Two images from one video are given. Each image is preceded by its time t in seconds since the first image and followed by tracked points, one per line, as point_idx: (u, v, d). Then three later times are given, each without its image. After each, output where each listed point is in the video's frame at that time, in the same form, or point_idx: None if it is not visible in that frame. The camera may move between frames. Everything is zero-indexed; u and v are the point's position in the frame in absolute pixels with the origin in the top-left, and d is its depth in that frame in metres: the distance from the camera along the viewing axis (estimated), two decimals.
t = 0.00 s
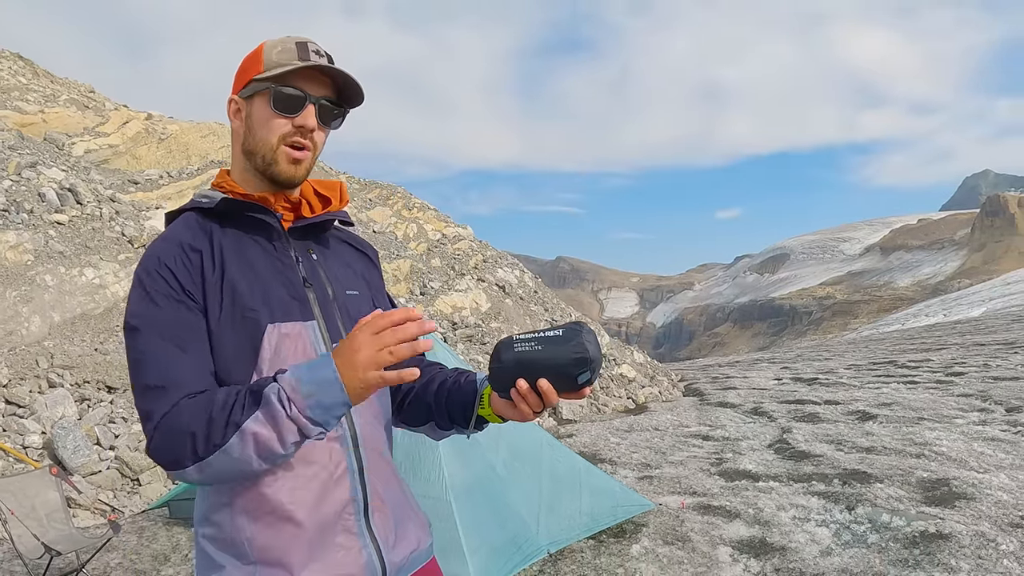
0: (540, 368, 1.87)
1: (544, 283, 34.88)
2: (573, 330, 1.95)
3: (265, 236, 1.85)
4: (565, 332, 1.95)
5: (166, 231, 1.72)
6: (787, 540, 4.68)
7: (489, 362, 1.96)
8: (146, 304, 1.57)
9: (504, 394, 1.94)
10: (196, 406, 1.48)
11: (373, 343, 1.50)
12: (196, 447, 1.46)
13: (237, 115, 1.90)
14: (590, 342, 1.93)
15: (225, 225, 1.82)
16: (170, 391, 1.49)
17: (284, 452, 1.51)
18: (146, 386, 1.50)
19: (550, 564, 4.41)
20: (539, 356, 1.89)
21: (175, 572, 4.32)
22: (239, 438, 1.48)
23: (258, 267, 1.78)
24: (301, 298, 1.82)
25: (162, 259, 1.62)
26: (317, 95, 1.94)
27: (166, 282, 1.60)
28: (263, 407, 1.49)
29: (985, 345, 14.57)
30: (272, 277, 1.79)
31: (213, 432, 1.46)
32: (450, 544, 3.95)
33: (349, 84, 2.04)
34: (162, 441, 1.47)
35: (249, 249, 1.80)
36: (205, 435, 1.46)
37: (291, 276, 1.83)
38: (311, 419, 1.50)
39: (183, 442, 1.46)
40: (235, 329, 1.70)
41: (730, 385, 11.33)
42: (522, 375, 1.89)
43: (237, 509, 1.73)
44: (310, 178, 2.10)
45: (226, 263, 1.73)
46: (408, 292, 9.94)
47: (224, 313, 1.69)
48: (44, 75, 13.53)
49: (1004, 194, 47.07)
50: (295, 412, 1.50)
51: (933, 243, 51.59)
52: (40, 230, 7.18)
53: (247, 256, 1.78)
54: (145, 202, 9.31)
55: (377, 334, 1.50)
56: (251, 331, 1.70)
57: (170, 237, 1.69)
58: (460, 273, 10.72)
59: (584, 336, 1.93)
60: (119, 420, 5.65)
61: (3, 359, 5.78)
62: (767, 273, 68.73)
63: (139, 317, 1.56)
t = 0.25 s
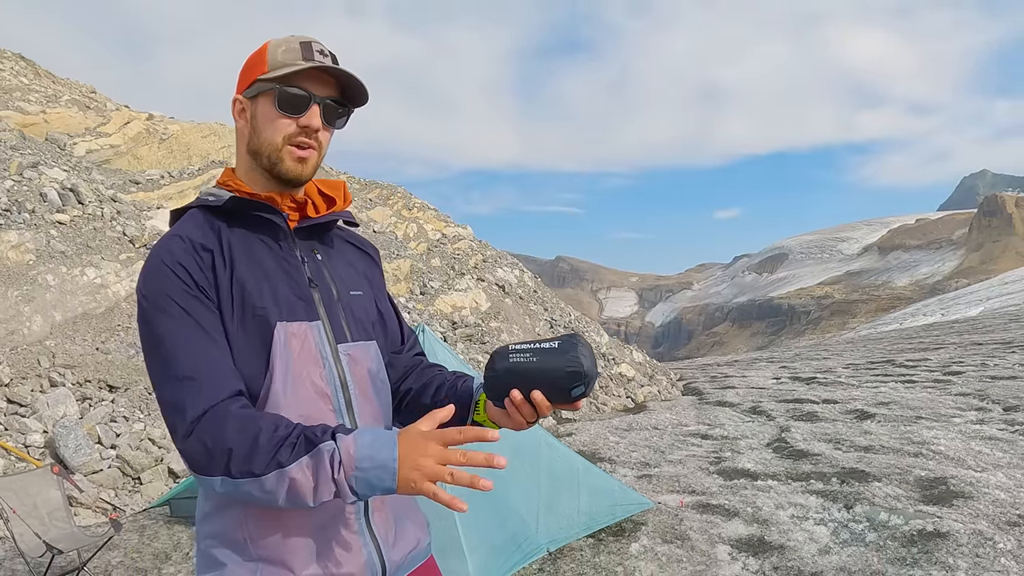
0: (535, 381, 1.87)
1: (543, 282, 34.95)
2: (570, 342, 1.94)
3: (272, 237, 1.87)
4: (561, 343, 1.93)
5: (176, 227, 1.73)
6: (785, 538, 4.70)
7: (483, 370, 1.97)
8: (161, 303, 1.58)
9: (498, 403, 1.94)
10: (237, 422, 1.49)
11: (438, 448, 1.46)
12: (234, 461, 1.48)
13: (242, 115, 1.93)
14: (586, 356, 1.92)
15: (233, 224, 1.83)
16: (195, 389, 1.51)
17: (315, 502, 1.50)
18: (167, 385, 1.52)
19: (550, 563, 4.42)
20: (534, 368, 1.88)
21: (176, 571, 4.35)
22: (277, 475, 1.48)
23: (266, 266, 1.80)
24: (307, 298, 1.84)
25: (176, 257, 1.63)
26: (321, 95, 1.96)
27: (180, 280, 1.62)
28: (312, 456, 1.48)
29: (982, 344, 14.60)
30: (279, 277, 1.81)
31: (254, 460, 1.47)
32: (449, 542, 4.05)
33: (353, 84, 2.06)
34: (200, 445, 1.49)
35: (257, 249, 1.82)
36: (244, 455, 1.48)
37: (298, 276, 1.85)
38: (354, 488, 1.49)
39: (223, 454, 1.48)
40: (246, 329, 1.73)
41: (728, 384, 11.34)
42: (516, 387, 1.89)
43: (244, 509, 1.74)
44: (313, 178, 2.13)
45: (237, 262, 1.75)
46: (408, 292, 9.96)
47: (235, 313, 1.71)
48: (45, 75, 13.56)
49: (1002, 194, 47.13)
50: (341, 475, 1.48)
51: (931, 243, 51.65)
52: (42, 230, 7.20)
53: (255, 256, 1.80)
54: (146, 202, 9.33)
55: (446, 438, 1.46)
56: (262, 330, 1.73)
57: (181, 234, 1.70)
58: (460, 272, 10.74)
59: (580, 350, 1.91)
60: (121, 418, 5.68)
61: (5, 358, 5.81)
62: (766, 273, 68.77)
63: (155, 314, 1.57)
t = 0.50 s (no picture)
0: (534, 393, 1.89)
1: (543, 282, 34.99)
2: (571, 355, 1.95)
3: (275, 237, 1.89)
4: (563, 357, 1.95)
5: (177, 226, 1.74)
6: (783, 537, 4.72)
7: (484, 379, 1.99)
8: (163, 302, 1.60)
9: (498, 412, 1.96)
10: (235, 421, 1.51)
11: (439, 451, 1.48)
12: (233, 461, 1.50)
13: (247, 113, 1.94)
14: (587, 369, 1.92)
15: (234, 224, 1.85)
16: (195, 387, 1.53)
17: (312, 500, 1.52)
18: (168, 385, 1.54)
19: (549, 561, 4.43)
20: (535, 382, 1.90)
21: (177, 569, 4.37)
22: (275, 474, 1.51)
23: (267, 266, 1.82)
24: (308, 298, 1.86)
25: (177, 256, 1.65)
26: (329, 97, 1.97)
27: (182, 280, 1.63)
28: (310, 454, 1.51)
29: (980, 343, 14.63)
30: (280, 277, 1.83)
31: (251, 460, 1.49)
32: (448, 542, 4.12)
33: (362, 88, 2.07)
34: (199, 444, 1.50)
35: (259, 249, 1.84)
36: (242, 455, 1.49)
37: (299, 276, 1.87)
38: (350, 486, 1.50)
39: (220, 454, 1.50)
40: (246, 328, 1.74)
41: (727, 384, 11.37)
42: (516, 397, 1.91)
43: (243, 510, 1.75)
44: (318, 178, 2.17)
45: (237, 261, 1.77)
46: (408, 291, 9.98)
47: (236, 312, 1.73)
48: (47, 75, 13.58)
49: (1001, 194, 47.19)
50: (339, 474, 1.50)
51: (930, 242, 51.69)
52: (44, 230, 7.22)
53: (257, 255, 1.82)
54: (147, 202, 9.35)
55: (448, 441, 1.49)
56: (262, 329, 1.75)
57: (183, 233, 1.72)
58: (460, 272, 10.76)
59: (580, 363, 1.92)
60: (122, 417, 5.70)
61: (7, 358, 5.83)
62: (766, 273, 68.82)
63: (157, 313, 1.59)
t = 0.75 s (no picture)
0: (521, 402, 1.91)
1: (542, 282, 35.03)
2: (553, 360, 1.96)
3: (275, 237, 1.91)
4: (544, 363, 1.96)
5: (178, 226, 1.76)
6: (782, 535, 4.73)
7: (467, 394, 1.99)
8: (164, 301, 1.62)
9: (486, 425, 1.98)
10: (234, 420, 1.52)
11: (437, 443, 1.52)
12: (232, 461, 1.51)
13: (251, 111, 1.93)
14: (570, 373, 1.94)
15: (235, 224, 1.87)
16: (195, 388, 1.54)
17: (315, 493, 1.55)
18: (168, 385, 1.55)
19: (549, 560, 4.45)
20: (520, 392, 1.92)
21: (178, 568, 4.39)
22: (277, 472, 1.53)
23: (268, 268, 1.84)
24: (308, 299, 1.88)
25: (179, 256, 1.67)
26: (337, 99, 1.98)
27: (183, 280, 1.65)
28: (310, 449, 1.53)
29: (978, 343, 14.66)
30: (280, 277, 1.85)
31: (251, 459, 1.51)
32: (448, 540, 4.13)
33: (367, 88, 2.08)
34: (196, 444, 1.51)
35: (259, 249, 1.85)
36: (240, 454, 1.51)
37: (300, 277, 1.89)
38: (352, 476, 1.54)
39: (218, 454, 1.51)
40: (246, 328, 1.76)
41: (726, 383, 11.40)
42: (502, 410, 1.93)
43: (243, 509, 1.77)
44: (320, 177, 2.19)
45: (238, 262, 1.79)
46: (408, 291, 10.00)
47: (236, 312, 1.75)
48: (48, 75, 13.58)
49: (999, 194, 47.26)
50: (340, 467, 1.53)
51: (929, 242, 51.75)
52: (45, 230, 7.24)
53: (257, 255, 1.84)
54: (148, 202, 9.38)
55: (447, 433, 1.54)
56: (261, 330, 1.77)
57: (184, 233, 1.73)
58: (460, 272, 10.78)
59: (563, 369, 1.94)
60: (123, 417, 5.72)
61: (9, 357, 5.85)
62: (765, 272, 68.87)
63: (158, 312, 1.61)
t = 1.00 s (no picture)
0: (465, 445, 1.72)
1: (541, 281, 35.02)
2: (476, 392, 1.74)
3: (281, 238, 1.89)
4: (469, 399, 1.72)
5: (189, 226, 1.74)
6: (780, 534, 4.75)
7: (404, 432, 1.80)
8: (173, 309, 1.60)
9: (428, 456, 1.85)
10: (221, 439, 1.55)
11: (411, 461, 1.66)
12: (219, 479, 1.56)
13: (279, 111, 1.85)
14: (497, 397, 1.76)
15: (242, 223, 1.84)
16: (192, 402, 1.56)
17: (304, 502, 1.64)
18: (167, 396, 1.56)
19: (548, 558, 4.48)
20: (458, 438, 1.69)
21: (179, 566, 4.41)
22: (269, 487, 1.60)
23: (277, 272, 1.82)
24: (317, 302, 1.88)
25: (192, 262, 1.66)
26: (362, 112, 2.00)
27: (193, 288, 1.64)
28: (299, 463, 1.61)
29: (976, 342, 14.68)
30: (291, 282, 1.83)
31: (241, 476, 1.56)
32: (448, 538, 4.14)
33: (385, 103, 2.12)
34: (183, 460, 1.54)
35: (268, 251, 1.84)
36: (230, 473, 1.56)
37: (309, 282, 1.88)
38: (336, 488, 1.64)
39: (204, 472, 1.55)
40: (255, 333, 1.76)
41: (725, 382, 11.42)
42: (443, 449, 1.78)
43: (251, 509, 1.79)
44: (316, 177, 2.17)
45: (247, 268, 1.77)
46: (408, 291, 10.03)
47: (245, 316, 1.75)
48: (50, 76, 13.58)
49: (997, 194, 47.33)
50: (329, 481, 1.63)
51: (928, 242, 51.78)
52: (47, 230, 7.25)
53: (267, 259, 1.82)
54: (149, 202, 9.40)
55: (420, 449, 1.66)
56: (270, 334, 1.76)
57: (193, 236, 1.71)
58: (460, 272, 10.80)
59: (490, 398, 1.73)
60: (125, 416, 5.75)
61: (11, 357, 5.87)
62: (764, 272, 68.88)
63: (166, 319, 1.59)
